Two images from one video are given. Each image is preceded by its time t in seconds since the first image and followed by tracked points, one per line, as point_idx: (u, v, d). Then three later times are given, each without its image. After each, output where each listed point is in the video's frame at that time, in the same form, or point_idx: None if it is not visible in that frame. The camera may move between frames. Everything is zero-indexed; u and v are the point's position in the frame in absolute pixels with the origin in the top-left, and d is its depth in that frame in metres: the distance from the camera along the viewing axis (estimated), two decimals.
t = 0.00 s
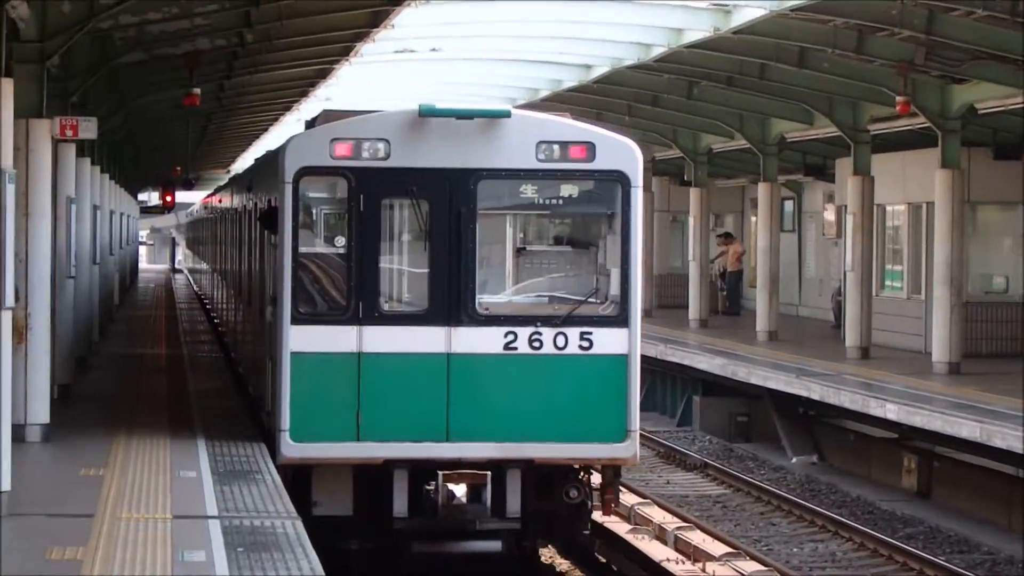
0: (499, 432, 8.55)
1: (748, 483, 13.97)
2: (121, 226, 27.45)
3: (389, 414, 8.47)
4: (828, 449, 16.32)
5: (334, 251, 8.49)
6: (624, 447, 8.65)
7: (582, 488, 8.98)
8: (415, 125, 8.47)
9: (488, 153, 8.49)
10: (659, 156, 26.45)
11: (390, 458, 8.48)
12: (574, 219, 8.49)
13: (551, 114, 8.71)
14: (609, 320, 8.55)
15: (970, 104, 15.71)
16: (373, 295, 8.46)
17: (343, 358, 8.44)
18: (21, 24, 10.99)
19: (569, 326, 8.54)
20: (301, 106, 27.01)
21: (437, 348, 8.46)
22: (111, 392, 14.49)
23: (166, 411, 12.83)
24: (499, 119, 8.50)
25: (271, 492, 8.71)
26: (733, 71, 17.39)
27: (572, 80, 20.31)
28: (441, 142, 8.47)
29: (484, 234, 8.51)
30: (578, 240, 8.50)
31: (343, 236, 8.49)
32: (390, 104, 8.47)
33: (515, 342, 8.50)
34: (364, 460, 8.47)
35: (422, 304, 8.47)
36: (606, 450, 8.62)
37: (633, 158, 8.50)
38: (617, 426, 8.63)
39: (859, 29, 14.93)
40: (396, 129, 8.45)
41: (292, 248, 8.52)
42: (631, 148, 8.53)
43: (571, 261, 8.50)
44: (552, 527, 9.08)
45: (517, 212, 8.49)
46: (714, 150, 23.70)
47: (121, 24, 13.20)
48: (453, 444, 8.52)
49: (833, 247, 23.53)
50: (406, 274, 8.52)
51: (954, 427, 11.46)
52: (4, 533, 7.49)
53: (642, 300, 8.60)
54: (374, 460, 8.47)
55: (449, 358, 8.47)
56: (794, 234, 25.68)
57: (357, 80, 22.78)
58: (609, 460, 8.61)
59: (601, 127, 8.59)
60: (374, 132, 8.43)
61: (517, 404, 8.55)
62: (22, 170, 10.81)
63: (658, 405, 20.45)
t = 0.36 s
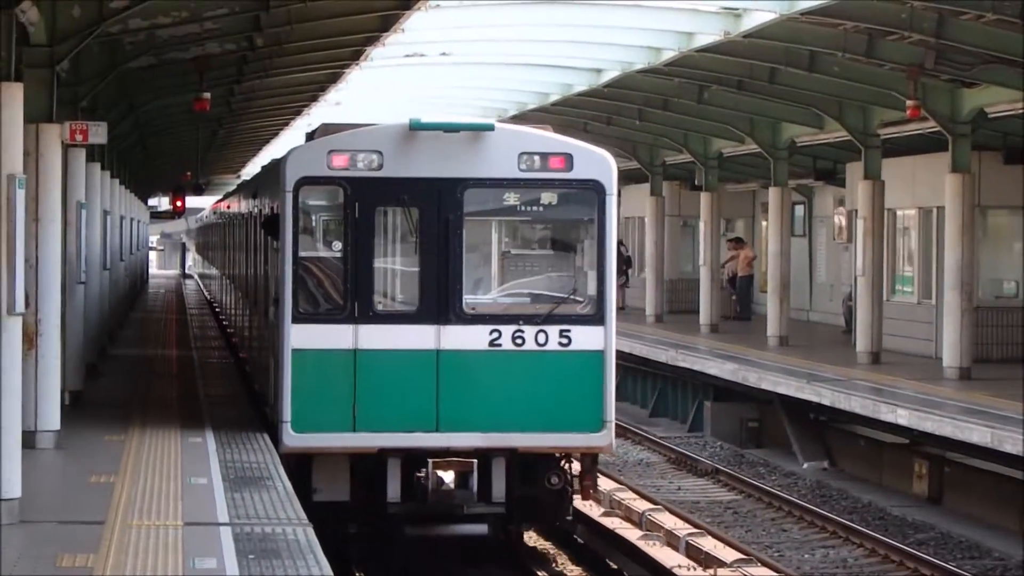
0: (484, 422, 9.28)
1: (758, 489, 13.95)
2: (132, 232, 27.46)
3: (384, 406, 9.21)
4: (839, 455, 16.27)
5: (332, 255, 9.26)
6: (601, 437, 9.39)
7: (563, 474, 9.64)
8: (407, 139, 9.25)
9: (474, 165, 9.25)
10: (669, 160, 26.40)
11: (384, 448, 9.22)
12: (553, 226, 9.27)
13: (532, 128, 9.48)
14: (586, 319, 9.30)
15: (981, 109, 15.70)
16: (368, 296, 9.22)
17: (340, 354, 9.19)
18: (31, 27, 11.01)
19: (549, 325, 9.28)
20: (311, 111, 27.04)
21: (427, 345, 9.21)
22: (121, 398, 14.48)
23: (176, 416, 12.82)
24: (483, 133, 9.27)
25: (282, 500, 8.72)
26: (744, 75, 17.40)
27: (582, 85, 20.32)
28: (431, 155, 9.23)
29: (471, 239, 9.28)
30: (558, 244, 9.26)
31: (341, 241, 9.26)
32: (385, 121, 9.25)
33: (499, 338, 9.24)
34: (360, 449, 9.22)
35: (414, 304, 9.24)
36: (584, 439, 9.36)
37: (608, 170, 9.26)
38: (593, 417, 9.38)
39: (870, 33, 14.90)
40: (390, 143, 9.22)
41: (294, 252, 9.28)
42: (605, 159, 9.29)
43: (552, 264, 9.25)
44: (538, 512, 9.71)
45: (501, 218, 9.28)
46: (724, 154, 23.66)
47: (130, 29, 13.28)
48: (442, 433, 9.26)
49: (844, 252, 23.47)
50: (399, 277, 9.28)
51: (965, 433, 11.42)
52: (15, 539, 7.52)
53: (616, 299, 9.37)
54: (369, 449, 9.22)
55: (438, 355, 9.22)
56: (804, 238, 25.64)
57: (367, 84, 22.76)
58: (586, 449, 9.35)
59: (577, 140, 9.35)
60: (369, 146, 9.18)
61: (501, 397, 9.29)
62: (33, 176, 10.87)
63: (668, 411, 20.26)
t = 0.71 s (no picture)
0: (463, 408, 10.23)
1: (760, 490, 13.95)
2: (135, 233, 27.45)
3: (372, 392, 10.15)
4: (841, 456, 16.29)
5: (323, 253, 10.20)
6: (570, 422, 10.34)
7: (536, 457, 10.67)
8: (393, 147, 10.19)
9: (456, 172, 10.21)
10: (673, 160, 26.40)
11: (373, 431, 10.18)
12: (527, 228, 10.21)
13: (509, 137, 10.41)
14: (558, 313, 10.23)
15: (985, 108, 15.70)
16: (357, 292, 10.17)
17: (331, 343, 10.15)
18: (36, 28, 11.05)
19: (523, 318, 10.22)
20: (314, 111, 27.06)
21: (412, 336, 10.15)
22: (124, 399, 14.50)
23: (180, 416, 12.86)
24: (464, 141, 10.21)
25: (284, 501, 8.77)
26: (748, 75, 17.41)
27: (585, 84, 20.35)
28: (415, 163, 10.18)
29: (451, 240, 10.21)
30: (532, 244, 10.22)
31: (332, 243, 10.20)
32: (373, 132, 10.19)
33: (478, 331, 10.19)
34: (351, 431, 10.19)
35: (400, 299, 10.16)
36: (554, 425, 10.31)
37: (577, 177, 10.17)
38: (563, 405, 10.31)
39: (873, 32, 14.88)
40: (379, 152, 10.16)
41: (290, 252, 10.24)
42: (576, 165, 10.22)
43: (527, 263, 10.21)
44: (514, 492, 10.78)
45: (480, 221, 10.24)
46: (728, 154, 23.69)
47: (135, 30, 13.36)
48: (426, 418, 10.22)
49: (847, 253, 23.45)
50: (386, 274, 10.21)
51: (967, 433, 11.42)
52: (19, 541, 7.52)
53: (586, 294, 10.29)
54: (358, 432, 10.18)
55: (422, 346, 10.17)
56: (807, 238, 25.64)
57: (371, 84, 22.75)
58: (556, 434, 10.30)
59: (551, 147, 10.28)
60: (358, 154, 10.12)
61: (479, 386, 10.23)
62: (37, 175, 10.87)
63: (670, 412, 20.27)
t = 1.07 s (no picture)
0: (449, 400, 11.04)
1: (767, 494, 13.93)
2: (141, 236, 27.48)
3: (365, 386, 10.97)
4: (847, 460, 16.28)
5: (319, 255, 11.01)
6: (549, 413, 11.16)
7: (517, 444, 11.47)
8: (383, 157, 11.00)
9: (442, 180, 10.98)
10: (678, 163, 26.37)
11: (365, 421, 11.01)
12: (508, 232, 10.98)
13: (492, 147, 11.19)
14: (538, 311, 11.04)
15: (989, 111, 15.66)
16: (351, 291, 10.99)
17: (326, 339, 10.96)
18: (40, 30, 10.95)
19: (505, 316, 11.02)
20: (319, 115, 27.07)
21: (401, 334, 10.95)
22: (129, 402, 14.50)
23: (184, 420, 12.91)
24: (449, 152, 11.00)
25: (290, 505, 8.81)
26: (752, 78, 17.39)
27: (589, 88, 20.36)
28: (405, 172, 10.97)
29: (438, 243, 11.00)
30: (513, 247, 10.98)
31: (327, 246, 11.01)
32: (365, 143, 10.98)
33: (463, 328, 11.00)
34: (345, 421, 11.01)
35: (390, 297, 10.97)
36: (534, 415, 11.13)
37: (554, 185, 10.93)
38: (542, 397, 11.13)
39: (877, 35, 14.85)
40: (371, 162, 10.96)
41: (288, 254, 11.05)
42: (553, 173, 11.00)
43: (509, 264, 10.98)
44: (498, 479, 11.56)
45: (465, 225, 11.03)
46: (733, 157, 23.69)
47: (138, 33, 13.35)
48: (415, 409, 11.04)
49: (853, 256, 23.42)
50: (378, 275, 11.01)
51: (974, 437, 11.38)
52: (24, 546, 7.51)
53: (564, 294, 11.08)
54: (352, 422, 11.00)
55: (410, 342, 10.97)
56: (812, 242, 25.62)
57: (376, 87, 22.69)
58: (536, 424, 11.13)
59: (530, 156, 11.05)
60: (351, 164, 10.92)
61: (465, 379, 11.04)
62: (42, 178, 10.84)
63: (677, 416, 20.25)
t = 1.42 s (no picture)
0: (432, 390, 11.94)
1: (768, 494, 13.92)
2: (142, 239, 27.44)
3: (355, 376, 11.85)
4: (849, 461, 16.26)
5: (311, 256, 11.89)
6: (526, 402, 12.07)
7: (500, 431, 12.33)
8: (371, 164, 11.88)
9: (426, 185, 11.86)
10: (679, 165, 26.36)
11: (355, 410, 11.90)
12: (487, 234, 11.87)
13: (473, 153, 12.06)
14: (515, 307, 11.93)
15: (990, 113, 15.65)
16: (341, 289, 11.87)
17: (318, 333, 11.86)
18: (41, 33, 10.97)
19: (484, 312, 11.91)
20: (320, 118, 27.11)
21: (388, 328, 11.82)
22: (129, 404, 14.51)
23: (185, 420, 12.96)
24: (433, 159, 11.88)
25: (291, 506, 8.84)
26: (752, 80, 17.39)
27: (589, 91, 20.40)
28: (392, 178, 11.85)
29: (422, 245, 11.87)
30: (493, 249, 11.87)
31: (318, 246, 11.89)
32: (354, 151, 11.86)
33: (445, 323, 11.88)
34: (336, 410, 11.89)
35: (378, 294, 11.84)
36: (512, 405, 12.03)
37: (530, 191, 11.80)
38: (519, 388, 12.03)
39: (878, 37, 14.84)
40: (359, 168, 11.84)
41: (282, 255, 11.93)
42: (530, 179, 11.87)
43: (489, 264, 11.86)
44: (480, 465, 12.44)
45: (448, 228, 11.90)
46: (734, 160, 23.69)
47: (139, 35, 13.34)
48: (400, 399, 11.94)
49: (854, 258, 23.41)
50: (367, 274, 11.87)
51: (976, 438, 11.37)
52: (23, 547, 7.50)
53: (540, 292, 11.97)
54: (343, 410, 11.89)
55: (397, 336, 11.84)
56: (813, 244, 25.61)
57: (377, 89, 22.67)
58: (514, 412, 12.03)
59: (509, 164, 11.91)
60: (341, 172, 11.79)
61: (448, 372, 11.92)
62: (41, 182, 10.85)
63: (678, 418, 20.24)
